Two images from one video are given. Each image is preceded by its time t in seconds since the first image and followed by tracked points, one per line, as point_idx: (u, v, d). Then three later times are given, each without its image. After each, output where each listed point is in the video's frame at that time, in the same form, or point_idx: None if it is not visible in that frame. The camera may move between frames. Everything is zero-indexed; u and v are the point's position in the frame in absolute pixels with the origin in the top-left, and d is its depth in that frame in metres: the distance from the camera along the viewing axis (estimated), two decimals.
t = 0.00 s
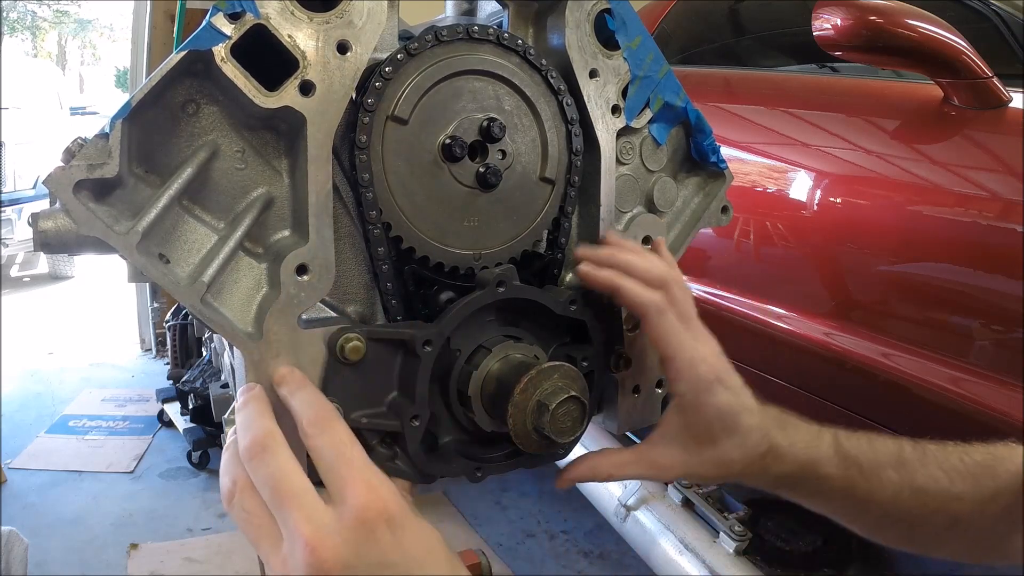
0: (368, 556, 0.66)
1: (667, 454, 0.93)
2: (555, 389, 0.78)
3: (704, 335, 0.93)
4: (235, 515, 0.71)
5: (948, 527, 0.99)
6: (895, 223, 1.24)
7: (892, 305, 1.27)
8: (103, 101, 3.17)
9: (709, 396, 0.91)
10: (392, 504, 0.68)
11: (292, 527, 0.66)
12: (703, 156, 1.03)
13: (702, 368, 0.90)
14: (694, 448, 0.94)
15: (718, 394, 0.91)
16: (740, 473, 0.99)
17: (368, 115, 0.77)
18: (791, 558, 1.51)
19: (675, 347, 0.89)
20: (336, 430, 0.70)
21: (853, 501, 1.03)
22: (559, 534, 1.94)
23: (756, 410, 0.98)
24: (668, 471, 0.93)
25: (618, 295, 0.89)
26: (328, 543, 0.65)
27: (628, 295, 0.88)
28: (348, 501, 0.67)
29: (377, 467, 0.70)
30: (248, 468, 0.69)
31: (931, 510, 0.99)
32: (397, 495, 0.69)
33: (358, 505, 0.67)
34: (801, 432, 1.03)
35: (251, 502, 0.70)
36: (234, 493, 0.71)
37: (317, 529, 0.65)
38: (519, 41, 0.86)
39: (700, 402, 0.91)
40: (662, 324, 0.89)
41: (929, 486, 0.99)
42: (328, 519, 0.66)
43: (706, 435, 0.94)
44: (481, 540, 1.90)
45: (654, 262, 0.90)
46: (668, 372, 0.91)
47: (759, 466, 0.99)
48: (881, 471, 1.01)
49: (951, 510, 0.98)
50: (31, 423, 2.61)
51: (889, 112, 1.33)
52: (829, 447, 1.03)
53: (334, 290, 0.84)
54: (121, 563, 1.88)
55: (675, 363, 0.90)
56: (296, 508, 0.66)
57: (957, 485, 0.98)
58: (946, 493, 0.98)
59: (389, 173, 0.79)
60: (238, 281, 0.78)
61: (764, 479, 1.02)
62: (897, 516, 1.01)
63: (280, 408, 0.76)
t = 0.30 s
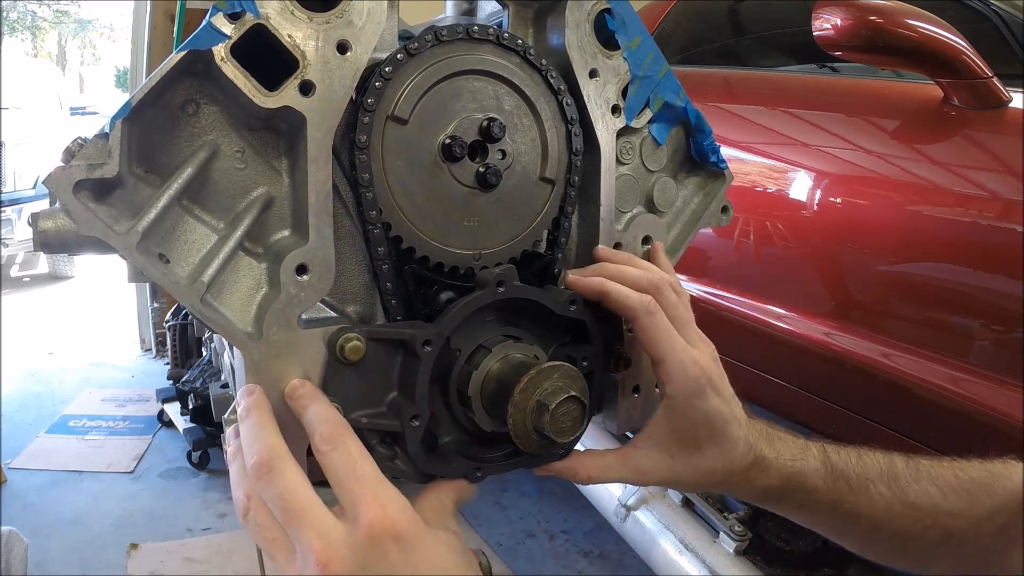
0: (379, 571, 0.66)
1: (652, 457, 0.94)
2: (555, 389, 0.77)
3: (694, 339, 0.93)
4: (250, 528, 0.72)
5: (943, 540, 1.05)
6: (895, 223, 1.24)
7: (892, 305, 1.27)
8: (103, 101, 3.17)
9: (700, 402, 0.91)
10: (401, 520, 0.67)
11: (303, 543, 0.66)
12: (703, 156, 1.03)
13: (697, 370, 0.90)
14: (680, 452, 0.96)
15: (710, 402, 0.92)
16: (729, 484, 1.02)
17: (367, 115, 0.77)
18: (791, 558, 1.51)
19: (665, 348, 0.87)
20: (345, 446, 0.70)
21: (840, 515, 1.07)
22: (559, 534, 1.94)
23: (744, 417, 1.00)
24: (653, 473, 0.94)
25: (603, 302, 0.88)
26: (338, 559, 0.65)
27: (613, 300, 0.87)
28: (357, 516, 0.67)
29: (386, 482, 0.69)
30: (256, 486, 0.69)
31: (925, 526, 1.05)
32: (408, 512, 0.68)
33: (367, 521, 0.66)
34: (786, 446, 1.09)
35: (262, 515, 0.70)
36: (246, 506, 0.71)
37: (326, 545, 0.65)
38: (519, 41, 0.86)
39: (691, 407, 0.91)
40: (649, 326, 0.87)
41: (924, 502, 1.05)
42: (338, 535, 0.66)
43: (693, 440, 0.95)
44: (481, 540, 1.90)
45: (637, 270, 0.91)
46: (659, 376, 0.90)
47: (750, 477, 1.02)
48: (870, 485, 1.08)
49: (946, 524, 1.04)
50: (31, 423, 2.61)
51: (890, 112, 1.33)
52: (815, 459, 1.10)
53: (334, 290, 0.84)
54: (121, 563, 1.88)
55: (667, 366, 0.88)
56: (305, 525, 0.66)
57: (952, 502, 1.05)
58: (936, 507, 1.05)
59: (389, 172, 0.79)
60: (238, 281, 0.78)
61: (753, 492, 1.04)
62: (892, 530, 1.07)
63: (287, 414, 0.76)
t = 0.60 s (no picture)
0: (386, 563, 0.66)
1: (656, 450, 0.95)
2: (555, 388, 0.77)
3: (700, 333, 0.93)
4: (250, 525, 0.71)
5: (942, 540, 0.98)
6: (895, 222, 1.24)
7: (892, 305, 1.27)
8: (103, 101, 3.17)
9: (705, 396, 0.92)
10: (406, 511, 0.68)
11: (308, 537, 0.65)
12: (703, 156, 1.03)
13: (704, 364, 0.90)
14: (683, 446, 0.96)
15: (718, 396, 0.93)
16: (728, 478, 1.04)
17: (367, 115, 0.77)
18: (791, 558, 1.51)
19: (669, 344, 0.87)
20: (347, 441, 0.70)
21: (838, 511, 1.08)
22: (558, 533, 1.94)
23: (747, 413, 1.01)
24: (657, 467, 0.95)
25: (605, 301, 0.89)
26: (344, 551, 0.65)
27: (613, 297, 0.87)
28: (363, 509, 0.67)
29: (390, 473, 0.70)
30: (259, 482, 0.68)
31: (924, 525, 1.00)
32: (413, 504, 0.69)
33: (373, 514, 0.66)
34: (787, 442, 1.11)
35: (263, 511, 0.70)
36: (246, 504, 0.71)
37: (333, 538, 0.65)
38: (519, 41, 0.86)
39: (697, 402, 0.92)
40: (651, 322, 0.87)
41: (925, 500, 1.02)
42: (344, 528, 0.66)
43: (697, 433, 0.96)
44: (481, 540, 1.89)
45: (639, 270, 0.91)
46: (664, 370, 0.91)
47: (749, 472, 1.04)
48: (869, 481, 1.08)
49: (953, 525, 0.97)
50: (31, 423, 2.61)
51: (890, 112, 1.33)
52: (816, 455, 1.12)
53: (334, 290, 0.84)
54: (121, 563, 1.89)
55: (673, 361, 0.89)
56: (310, 519, 0.66)
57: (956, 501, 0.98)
58: (937, 505, 0.99)
59: (388, 172, 0.80)
60: (238, 281, 0.78)
61: (753, 487, 1.07)
62: (892, 527, 1.04)
63: (286, 411, 0.76)
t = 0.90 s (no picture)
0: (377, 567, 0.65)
1: (655, 449, 0.95)
2: (555, 389, 0.77)
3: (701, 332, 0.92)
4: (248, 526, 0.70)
5: (940, 534, 1.01)
6: (895, 222, 1.24)
7: (892, 305, 1.27)
8: (103, 101, 3.17)
9: (705, 395, 0.92)
10: (399, 513, 0.67)
11: (303, 539, 0.65)
12: (703, 156, 1.03)
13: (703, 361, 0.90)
14: (683, 444, 0.96)
15: (718, 394, 0.93)
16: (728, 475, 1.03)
17: (367, 115, 0.77)
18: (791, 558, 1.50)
19: (669, 343, 0.87)
20: (348, 445, 0.70)
21: (837, 507, 1.09)
22: (559, 534, 1.94)
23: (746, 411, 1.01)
24: (656, 465, 0.95)
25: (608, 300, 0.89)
26: (336, 556, 0.64)
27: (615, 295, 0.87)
28: (356, 511, 0.66)
29: (384, 475, 0.69)
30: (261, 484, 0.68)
31: (922, 519, 1.04)
32: (406, 507, 0.68)
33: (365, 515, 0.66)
34: (785, 438, 1.11)
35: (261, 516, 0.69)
36: (246, 506, 0.70)
37: (327, 541, 0.65)
38: (519, 41, 0.86)
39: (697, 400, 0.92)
40: (651, 321, 0.87)
41: (924, 494, 1.04)
42: (338, 531, 0.65)
43: (697, 432, 0.96)
44: (481, 540, 1.89)
45: (640, 269, 0.91)
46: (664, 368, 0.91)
47: (748, 469, 1.04)
48: (867, 476, 1.09)
49: (951, 519, 1.01)
50: (31, 423, 2.61)
51: (890, 112, 1.33)
52: (813, 451, 1.12)
53: (334, 290, 0.84)
54: (121, 563, 1.89)
55: (672, 360, 0.89)
56: (307, 521, 0.65)
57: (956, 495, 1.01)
58: (937, 501, 1.03)
59: (388, 172, 0.80)
60: (238, 281, 0.78)
61: (752, 484, 1.06)
62: (890, 521, 1.07)
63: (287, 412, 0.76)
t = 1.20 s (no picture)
0: (346, 553, 0.62)
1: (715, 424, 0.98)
2: (555, 389, 0.77)
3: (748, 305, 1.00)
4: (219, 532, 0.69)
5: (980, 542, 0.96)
6: (895, 222, 1.24)
7: (892, 305, 1.27)
8: (103, 101, 3.17)
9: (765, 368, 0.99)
10: (362, 494, 0.64)
11: (269, 530, 0.63)
12: (703, 156, 1.03)
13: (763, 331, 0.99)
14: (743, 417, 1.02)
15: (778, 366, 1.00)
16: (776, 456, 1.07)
17: (367, 116, 0.77)
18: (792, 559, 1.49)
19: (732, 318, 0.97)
20: (306, 434, 0.70)
21: (882, 505, 1.02)
22: (559, 534, 1.94)
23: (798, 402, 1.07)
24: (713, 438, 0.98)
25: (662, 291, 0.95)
26: (300, 545, 0.61)
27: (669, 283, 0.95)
28: (317, 496, 0.63)
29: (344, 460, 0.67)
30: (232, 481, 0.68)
31: (964, 526, 0.96)
32: (369, 487, 0.65)
33: (327, 499, 0.62)
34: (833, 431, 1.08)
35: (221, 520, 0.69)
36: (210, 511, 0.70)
37: (289, 529, 0.62)
38: (519, 41, 0.86)
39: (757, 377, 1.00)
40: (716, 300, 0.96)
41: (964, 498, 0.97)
42: (301, 519, 0.63)
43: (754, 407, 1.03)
44: (481, 540, 1.89)
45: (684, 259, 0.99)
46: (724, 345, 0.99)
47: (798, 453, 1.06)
48: (915, 478, 1.00)
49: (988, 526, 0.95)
50: (31, 423, 2.61)
51: (890, 112, 1.33)
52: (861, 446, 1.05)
53: (333, 290, 0.84)
54: (121, 563, 1.89)
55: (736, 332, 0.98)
56: (271, 511, 0.64)
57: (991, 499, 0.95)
58: (978, 507, 0.95)
59: (388, 172, 0.80)
60: (238, 281, 0.78)
61: (800, 470, 1.07)
62: (933, 526, 0.98)
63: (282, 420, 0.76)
